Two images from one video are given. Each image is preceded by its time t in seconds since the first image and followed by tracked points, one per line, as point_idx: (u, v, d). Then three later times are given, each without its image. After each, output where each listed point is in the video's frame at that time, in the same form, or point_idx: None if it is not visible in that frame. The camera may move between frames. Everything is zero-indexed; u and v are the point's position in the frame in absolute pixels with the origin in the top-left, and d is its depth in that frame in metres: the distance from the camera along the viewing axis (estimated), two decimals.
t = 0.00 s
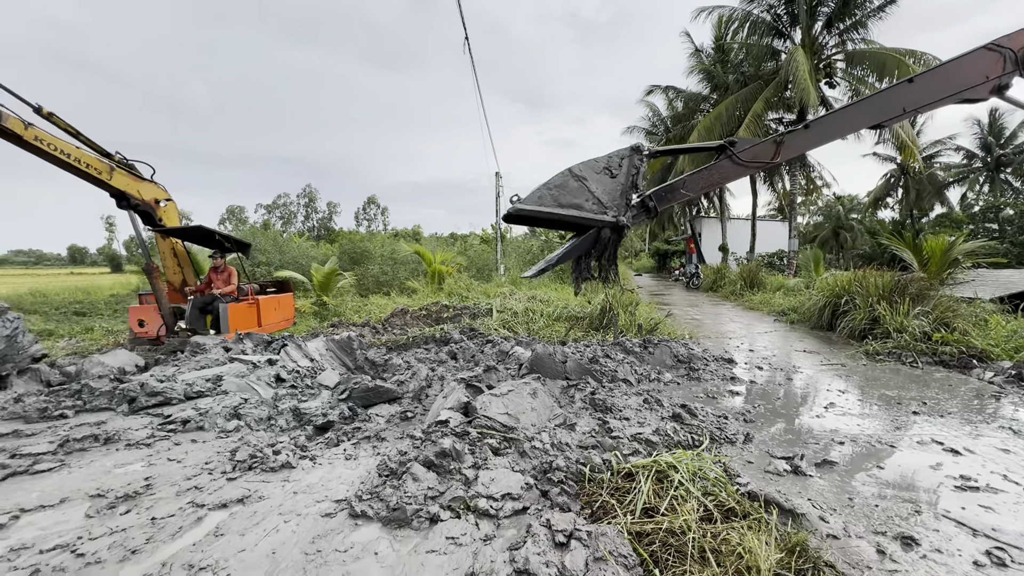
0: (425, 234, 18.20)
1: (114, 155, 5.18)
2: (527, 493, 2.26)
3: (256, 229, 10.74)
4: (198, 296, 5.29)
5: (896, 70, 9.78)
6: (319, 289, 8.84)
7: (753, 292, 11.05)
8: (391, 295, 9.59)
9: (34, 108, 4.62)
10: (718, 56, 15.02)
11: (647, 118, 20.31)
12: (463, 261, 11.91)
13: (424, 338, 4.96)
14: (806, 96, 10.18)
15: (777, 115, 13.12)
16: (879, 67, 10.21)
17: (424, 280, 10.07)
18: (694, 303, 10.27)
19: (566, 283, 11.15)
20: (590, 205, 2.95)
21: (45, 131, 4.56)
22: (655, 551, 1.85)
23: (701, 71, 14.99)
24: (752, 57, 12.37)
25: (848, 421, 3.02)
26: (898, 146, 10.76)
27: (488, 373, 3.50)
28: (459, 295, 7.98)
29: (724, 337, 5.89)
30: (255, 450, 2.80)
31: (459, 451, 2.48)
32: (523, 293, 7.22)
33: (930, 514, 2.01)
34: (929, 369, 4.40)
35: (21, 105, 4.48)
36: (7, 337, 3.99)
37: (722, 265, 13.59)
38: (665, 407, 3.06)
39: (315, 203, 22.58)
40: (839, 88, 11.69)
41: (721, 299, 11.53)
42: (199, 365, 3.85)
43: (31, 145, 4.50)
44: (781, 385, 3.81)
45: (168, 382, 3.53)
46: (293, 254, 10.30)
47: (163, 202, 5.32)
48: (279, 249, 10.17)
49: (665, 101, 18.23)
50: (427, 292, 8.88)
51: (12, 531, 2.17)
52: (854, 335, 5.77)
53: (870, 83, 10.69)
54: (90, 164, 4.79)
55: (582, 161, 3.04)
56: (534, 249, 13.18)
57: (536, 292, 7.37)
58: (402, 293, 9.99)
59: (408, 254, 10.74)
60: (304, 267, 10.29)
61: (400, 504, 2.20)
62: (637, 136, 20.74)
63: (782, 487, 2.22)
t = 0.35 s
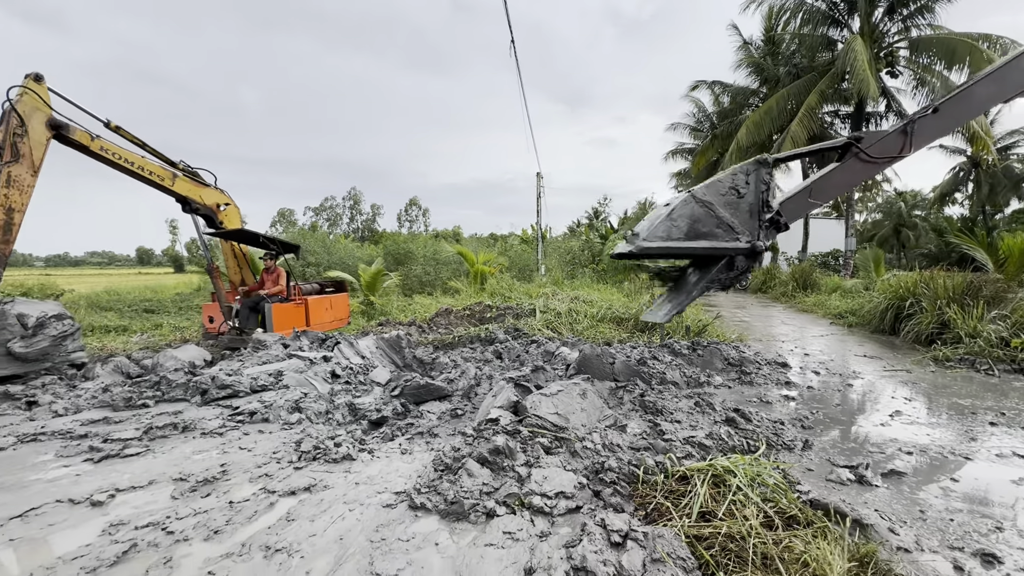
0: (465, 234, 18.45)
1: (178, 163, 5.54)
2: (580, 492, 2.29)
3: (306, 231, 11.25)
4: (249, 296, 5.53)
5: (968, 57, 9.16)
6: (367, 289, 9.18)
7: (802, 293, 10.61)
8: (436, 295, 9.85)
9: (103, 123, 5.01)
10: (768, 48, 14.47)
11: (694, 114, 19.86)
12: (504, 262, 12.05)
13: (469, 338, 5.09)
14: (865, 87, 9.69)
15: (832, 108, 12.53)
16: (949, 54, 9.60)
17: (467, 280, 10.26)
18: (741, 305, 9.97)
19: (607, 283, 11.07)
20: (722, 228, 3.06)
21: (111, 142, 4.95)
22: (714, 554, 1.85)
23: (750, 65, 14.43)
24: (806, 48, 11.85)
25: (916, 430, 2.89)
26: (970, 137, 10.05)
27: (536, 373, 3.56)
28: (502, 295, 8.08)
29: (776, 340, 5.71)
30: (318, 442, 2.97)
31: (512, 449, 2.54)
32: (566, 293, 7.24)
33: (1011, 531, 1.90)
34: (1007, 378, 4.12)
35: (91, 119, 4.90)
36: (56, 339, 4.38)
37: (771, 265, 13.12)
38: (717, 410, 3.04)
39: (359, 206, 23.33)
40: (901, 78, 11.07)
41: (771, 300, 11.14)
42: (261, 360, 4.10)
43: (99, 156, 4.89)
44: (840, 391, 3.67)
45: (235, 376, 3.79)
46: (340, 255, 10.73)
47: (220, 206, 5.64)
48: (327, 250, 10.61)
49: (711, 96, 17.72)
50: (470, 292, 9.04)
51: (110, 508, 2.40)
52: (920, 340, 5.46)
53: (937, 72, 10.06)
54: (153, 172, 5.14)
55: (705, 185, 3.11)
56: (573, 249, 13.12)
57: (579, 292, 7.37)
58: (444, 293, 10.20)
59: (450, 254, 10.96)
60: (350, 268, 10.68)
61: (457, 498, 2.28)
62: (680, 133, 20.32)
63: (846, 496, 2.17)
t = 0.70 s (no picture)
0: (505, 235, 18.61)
1: (241, 170, 5.88)
2: (636, 494, 2.31)
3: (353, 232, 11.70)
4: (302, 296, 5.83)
5: None
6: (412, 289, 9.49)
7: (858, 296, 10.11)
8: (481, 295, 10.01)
9: (173, 134, 5.38)
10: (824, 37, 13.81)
11: (743, 109, 19.21)
12: (546, 263, 12.10)
13: (516, 338, 5.18)
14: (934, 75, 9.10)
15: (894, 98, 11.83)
16: None
17: (509, 281, 10.38)
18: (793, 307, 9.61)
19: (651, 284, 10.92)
20: (853, 245, 3.51)
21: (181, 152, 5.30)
22: (781, 561, 1.82)
23: (804, 57, 13.78)
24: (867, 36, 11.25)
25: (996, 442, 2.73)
26: None
27: (586, 374, 3.60)
28: (545, 296, 8.15)
29: (834, 344, 5.49)
30: (377, 435, 3.11)
31: (566, 448, 2.59)
32: (610, 294, 7.23)
33: None
34: None
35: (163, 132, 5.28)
36: (144, 339, 4.76)
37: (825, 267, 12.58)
38: (776, 416, 3.00)
39: (402, 208, 23.95)
40: (975, 65, 10.32)
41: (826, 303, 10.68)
42: (319, 356, 4.34)
43: (172, 166, 5.27)
44: (909, 399, 3.50)
45: (297, 371, 4.03)
46: (385, 255, 11.09)
47: (279, 210, 5.95)
48: (374, 251, 10.99)
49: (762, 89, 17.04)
50: (513, 293, 9.15)
51: (194, 490, 2.59)
52: (997, 348, 5.11)
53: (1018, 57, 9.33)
54: (218, 179, 5.49)
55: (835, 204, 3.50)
56: (616, 249, 13.01)
57: (623, 293, 7.34)
58: (487, 293, 10.36)
59: (492, 255, 11.10)
60: (396, 268, 11.02)
61: (515, 494, 2.34)
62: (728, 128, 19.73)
63: (921, 509, 2.09)
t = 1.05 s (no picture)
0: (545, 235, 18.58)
1: (296, 174, 6.19)
2: (688, 498, 2.28)
3: (396, 233, 12.05)
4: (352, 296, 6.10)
5: None
6: (454, 288, 9.70)
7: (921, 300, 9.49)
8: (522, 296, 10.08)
9: (235, 142, 5.73)
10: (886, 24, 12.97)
11: (794, 102, 18.34)
12: (588, 263, 12.02)
13: (559, 338, 5.21)
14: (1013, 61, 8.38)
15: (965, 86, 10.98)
16: None
17: (550, 281, 10.39)
18: (850, 310, 9.12)
19: (696, 285, 10.65)
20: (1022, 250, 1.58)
21: (242, 158, 5.64)
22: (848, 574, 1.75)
23: (864, 46, 12.97)
24: (936, 21, 10.48)
25: None
26: None
27: (633, 376, 3.59)
28: (587, 296, 8.10)
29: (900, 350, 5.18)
30: (426, 431, 3.22)
31: (615, 449, 2.59)
32: (655, 294, 7.11)
33: None
34: None
35: (226, 139, 5.63)
36: (231, 336, 5.21)
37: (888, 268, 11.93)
38: (836, 425, 2.90)
39: (443, 209, 24.40)
40: None
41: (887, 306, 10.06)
42: (369, 353, 4.53)
43: (236, 171, 5.63)
44: (986, 410, 3.27)
45: (348, 367, 4.22)
46: (427, 255, 11.36)
47: (331, 211, 6.23)
48: (416, 252, 11.28)
49: (816, 80, 16.20)
50: (554, 293, 9.16)
51: (258, 477, 2.76)
52: None
53: None
54: (276, 183, 5.80)
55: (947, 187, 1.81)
56: (659, 249, 12.79)
57: (668, 293, 7.20)
58: (528, 293, 10.42)
59: (532, 255, 11.14)
60: (438, 268, 11.28)
61: (564, 493, 2.36)
62: (778, 122, 18.91)
63: (1003, 527, 1.96)
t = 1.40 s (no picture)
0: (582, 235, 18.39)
1: (338, 176, 6.42)
2: (732, 508, 2.22)
3: (434, 233, 12.29)
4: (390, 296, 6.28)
5: None
6: (490, 289, 9.79)
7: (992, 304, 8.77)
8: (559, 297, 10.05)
9: (283, 147, 6.00)
10: (951, 7, 12.04)
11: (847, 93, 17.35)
12: (626, 263, 11.84)
13: (596, 339, 5.17)
14: None
15: None
16: None
17: (587, 282, 10.30)
18: (910, 314, 8.55)
19: (739, 286, 10.29)
20: None
21: (289, 162, 5.90)
22: None
23: (925, 32, 12.11)
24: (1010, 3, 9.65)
25: None
26: None
27: (673, 380, 3.52)
28: (625, 297, 7.99)
29: (968, 359, 4.81)
30: (463, 431, 3.27)
31: (655, 455, 2.55)
32: (695, 296, 6.94)
33: None
34: None
35: (273, 145, 5.91)
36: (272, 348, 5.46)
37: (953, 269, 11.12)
38: (894, 437, 2.74)
39: (480, 209, 24.60)
40: None
41: (952, 310, 9.37)
42: (407, 352, 4.66)
43: (283, 174, 5.90)
44: None
45: (388, 366, 4.35)
46: (464, 256, 11.52)
47: (372, 212, 6.43)
48: (453, 252, 11.47)
49: (871, 70, 15.26)
50: (591, 294, 9.08)
51: (302, 470, 2.88)
52: None
53: None
54: (319, 185, 6.04)
55: None
56: (700, 249, 12.43)
57: (710, 295, 7.00)
58: (564, 294, 10.38)
59: (569, 255, 11.09)
60: (475, 268, 11.41)
61: (602, 498, 2.34)
62: (829, 116, 17.95)
63: None
